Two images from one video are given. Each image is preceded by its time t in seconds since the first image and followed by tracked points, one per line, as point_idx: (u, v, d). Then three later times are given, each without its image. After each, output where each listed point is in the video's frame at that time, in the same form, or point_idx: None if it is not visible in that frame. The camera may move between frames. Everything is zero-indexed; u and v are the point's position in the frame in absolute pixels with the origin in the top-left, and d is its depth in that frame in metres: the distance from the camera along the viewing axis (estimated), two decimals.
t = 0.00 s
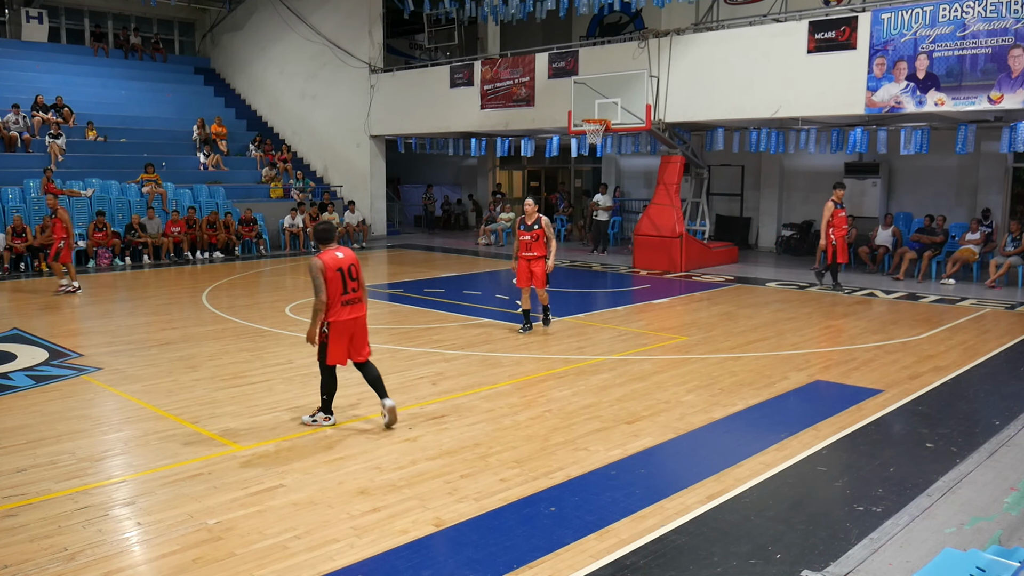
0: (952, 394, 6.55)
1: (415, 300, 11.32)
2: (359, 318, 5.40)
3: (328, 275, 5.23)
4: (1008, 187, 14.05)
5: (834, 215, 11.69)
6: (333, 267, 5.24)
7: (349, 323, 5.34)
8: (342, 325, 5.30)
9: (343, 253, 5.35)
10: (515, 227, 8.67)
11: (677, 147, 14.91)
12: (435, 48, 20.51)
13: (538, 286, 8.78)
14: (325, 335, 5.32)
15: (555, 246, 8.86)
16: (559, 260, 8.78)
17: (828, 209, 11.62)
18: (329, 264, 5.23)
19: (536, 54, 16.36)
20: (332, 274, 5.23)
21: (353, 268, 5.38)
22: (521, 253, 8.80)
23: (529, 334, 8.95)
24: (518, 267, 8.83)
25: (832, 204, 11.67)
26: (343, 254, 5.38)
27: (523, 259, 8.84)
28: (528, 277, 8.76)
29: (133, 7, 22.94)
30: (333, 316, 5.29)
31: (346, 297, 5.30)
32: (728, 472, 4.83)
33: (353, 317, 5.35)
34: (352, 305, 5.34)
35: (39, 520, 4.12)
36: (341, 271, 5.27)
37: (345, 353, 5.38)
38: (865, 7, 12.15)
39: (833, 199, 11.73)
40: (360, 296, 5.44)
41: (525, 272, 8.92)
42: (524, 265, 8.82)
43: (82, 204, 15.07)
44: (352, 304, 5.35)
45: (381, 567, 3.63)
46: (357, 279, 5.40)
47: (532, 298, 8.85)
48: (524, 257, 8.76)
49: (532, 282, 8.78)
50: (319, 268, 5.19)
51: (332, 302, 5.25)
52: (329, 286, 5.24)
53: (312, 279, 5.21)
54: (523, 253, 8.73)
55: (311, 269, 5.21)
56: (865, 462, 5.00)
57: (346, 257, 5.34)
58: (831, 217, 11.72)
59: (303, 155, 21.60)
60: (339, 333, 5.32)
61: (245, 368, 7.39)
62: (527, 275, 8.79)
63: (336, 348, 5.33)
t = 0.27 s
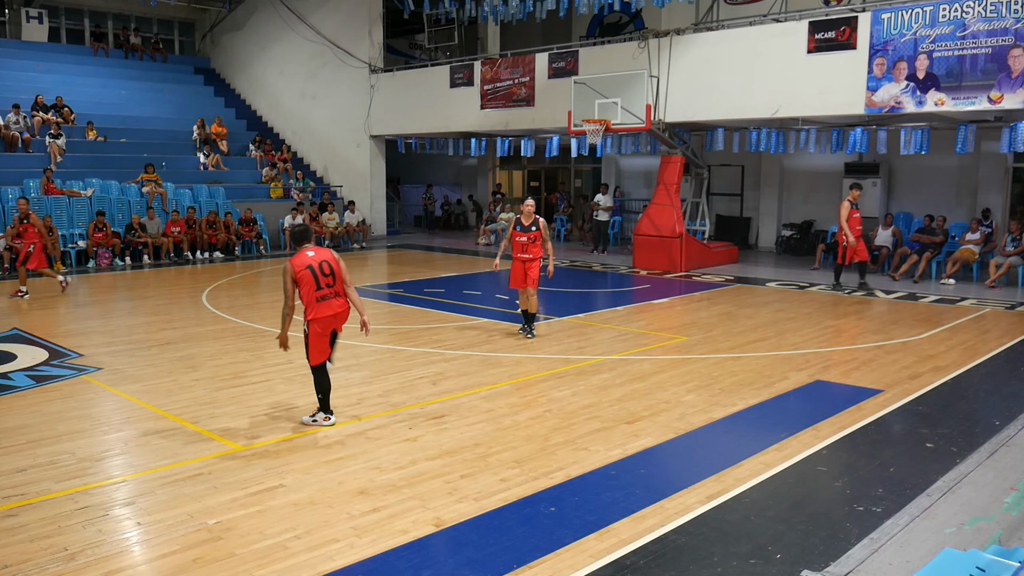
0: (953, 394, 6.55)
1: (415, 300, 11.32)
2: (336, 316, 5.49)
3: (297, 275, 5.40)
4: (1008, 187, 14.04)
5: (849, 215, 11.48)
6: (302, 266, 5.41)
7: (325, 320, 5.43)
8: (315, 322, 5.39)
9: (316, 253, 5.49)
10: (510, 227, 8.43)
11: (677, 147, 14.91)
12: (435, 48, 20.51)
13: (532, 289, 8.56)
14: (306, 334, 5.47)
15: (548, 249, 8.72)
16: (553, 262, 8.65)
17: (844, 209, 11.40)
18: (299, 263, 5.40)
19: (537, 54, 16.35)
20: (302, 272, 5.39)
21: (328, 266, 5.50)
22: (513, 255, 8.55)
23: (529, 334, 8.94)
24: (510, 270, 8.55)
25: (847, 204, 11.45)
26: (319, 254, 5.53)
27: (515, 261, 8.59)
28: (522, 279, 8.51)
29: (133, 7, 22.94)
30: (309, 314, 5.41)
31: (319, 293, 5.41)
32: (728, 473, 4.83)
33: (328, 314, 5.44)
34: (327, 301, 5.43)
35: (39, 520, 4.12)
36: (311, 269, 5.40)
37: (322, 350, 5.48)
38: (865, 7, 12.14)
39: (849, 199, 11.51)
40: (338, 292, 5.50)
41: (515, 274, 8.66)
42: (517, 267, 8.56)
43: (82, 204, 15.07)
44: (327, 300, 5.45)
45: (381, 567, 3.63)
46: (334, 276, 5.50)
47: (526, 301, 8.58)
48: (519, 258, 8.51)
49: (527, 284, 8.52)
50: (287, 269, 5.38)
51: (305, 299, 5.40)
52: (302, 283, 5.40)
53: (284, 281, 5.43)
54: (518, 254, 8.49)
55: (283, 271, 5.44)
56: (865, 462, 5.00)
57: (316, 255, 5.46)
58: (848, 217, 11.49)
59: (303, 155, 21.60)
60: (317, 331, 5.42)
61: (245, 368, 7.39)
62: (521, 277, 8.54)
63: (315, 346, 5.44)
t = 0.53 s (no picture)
0: (952, 394, 6.55)
1: (415, 300, 11.32)
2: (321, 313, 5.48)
3: (281, 274, 5.43)
4: (1008, 187, 14.03)
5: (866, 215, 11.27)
6: (284, 265, 5.44)
7: (312, 317, 5.42)
8: (301, 319, 5.39)
9: (299, 252, 5.52)
10: (509, 230, 8.29)
11: (677, 147, 14.92)
12: (435, 48, 20.52)
13: (530, 291, 8.53)
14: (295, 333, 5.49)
15: (545, 249, 8.65)
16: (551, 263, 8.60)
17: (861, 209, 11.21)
18: (282, 262, 5.44)
19: (536, 54, 16.36)
20: (285, 271, 5.42)
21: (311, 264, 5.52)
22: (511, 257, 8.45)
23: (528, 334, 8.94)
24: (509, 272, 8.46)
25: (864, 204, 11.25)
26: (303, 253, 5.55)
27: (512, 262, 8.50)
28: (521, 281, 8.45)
29: (133, 7, 22.95)
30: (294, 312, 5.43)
31: (303, 290, 5.42)
32: (728, 472, 4.83)
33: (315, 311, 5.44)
34: (311, 297, 5.44)
35: (39, 520, 4.12)
36: (294, 266, 5.43)
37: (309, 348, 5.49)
38: (865, 7, 12.14)
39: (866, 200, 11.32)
40: (323, 288, 5.52)
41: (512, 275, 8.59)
42: (515, 269, 8.48)
43: (82, 204, 15.06)
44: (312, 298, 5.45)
45: (381, 567, 3.64)
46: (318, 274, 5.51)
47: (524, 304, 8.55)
48: (517, 260, 8.42)
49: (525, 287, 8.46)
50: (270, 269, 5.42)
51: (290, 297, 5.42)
52: (286, 282, 5.43)
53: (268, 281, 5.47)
54: (517, 257, 8.39)
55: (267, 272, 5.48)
56: (866, 462, 4.99)
57: (299, 254, 5.48)
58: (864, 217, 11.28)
59: (304, 155, 21.60)
60: (304, 328, 5.43)
61: (244, 368, 7.39)
62: (519, 279, 8.48)
63: (304, 344, 5.45)
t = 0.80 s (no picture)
0: (952, 394, 6.55)
1: (415, 300, 11.32)
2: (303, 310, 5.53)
3: (264, 271, 5.41)
4: (1008, 187, 14.04)
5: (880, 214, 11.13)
6: (267, 263, 5.42)
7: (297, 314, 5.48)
8: (289, 316, 5.43)
9: (280, 250, 5.54)
10: (509, 231, 8.22)
11: (677, 147, 14.92)
12: (435, 48, 20.52)
13: (529, 291, 8.53)
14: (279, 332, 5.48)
15: (540, 249, 8.66)
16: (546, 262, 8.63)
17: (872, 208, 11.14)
18: (266, 260, 5.42)
19: (536, 54, 16.36)
20: (269, 269, 5.41)
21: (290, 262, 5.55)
22: (510, 258, 8.38)
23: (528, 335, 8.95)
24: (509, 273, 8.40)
25: (875, 204, 11.15)
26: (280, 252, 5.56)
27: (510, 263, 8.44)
28: (521, 282, 8.42)
29: (133, 7, 22.95)
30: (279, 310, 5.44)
31: (289, 289, 5.46)
32: (728, 472, 4.83)
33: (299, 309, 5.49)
34: (296, 295, 5.49)
35: (39, 520, 4.12)
36: (278, 264, 5.44)
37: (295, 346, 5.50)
38: (865, 7, 12.15)
39: (879, 200, 11.19)
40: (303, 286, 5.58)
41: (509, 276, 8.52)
42: (514, 270, 8.42)
43: (82, 204, 15.07)
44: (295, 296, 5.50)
45: (381, 567, 3.63)
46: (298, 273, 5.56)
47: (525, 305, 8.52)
48: (517, 261, 8.38)
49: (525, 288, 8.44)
50: (253, 267, 5.37)
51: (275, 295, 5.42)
52: (270, 280, 5.42)
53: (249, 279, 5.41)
54: (517, 258, 8.35)
55: (247, 269, 5.41)
56: (865, 462, 5.00)
57: (279, 251, 5.50)
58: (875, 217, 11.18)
59: (304, 155, 21.60)
60: (292, 326, 5.46)
61: (245, 368, 7.39)
62: (519, 280, 8.44)
63: (292, 341, 5.47)
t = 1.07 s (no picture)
0: (952, 394, 6.55)
1: (415, 300, 11.32)
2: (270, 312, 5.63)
3: (241, 271, 5.44)
4: (1008, 187, 14.04)
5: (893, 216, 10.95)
6: (244, 263, 5.45)
7: (266, 315, 5.58)
8: (261, 317, 5.52)
9: (252, 251, 5.58)
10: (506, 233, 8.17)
11: (677, 147, 14.92)
12: (435, 48, 20.51)
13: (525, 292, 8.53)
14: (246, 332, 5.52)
15: (536, 250, 8.65)
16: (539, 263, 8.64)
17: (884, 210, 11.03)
18: (243, 260, 5.46)
19: (536, 54, 16.35)
20: (246, 270, 5.45)
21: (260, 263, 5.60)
22: (506, 261, 8.34)
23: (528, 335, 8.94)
24: (506, 276, 8.37)
25: (887, 205, 11.02)
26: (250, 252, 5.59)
27: (505, 266, 8.39)
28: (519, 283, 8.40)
29: (133, 7, 22.94)
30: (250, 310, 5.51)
31: (261, 290, 5.55)
32: (728, 473, 4.83)
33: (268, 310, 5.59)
34: (265, 297, 5.59)
35: (39, 520, 4.12)
36: (254, 266, 5.50)
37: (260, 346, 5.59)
38: (865, 7, 12.15)
39: (893, 202, 11.03)
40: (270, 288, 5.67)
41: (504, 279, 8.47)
42: (511, 272, 8.38)
43: (82, 204, 15.06)
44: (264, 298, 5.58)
45: (382, 567, 3.63)
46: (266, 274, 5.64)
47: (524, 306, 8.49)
48: (514, 263, 8.35)
49: (523, 289, 8.42)
50: (232, 266, 5.39)
51: (249, 296, 5.47)
52: (245, 281, 5.46)
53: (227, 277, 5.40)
54: (514, 260, 8.32)
55: (225, 268, 5.39)
56: (866, 462, 4.99)
57: (254, 252, 5.55)
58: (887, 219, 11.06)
59: (303, 155, 21.60)
60: (261, 326, 5.55)
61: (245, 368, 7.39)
62: (516, 282, 8.41)
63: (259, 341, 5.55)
